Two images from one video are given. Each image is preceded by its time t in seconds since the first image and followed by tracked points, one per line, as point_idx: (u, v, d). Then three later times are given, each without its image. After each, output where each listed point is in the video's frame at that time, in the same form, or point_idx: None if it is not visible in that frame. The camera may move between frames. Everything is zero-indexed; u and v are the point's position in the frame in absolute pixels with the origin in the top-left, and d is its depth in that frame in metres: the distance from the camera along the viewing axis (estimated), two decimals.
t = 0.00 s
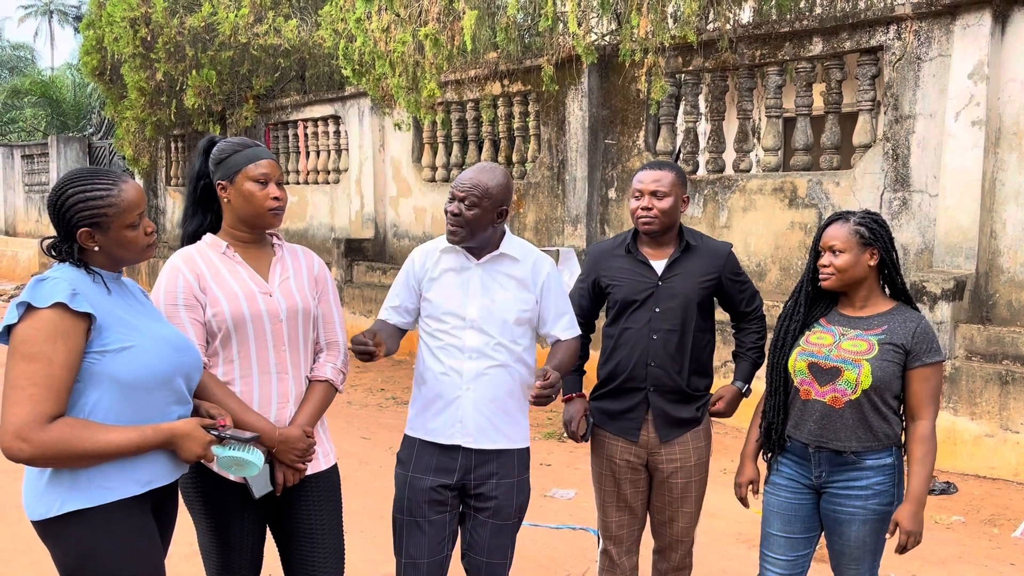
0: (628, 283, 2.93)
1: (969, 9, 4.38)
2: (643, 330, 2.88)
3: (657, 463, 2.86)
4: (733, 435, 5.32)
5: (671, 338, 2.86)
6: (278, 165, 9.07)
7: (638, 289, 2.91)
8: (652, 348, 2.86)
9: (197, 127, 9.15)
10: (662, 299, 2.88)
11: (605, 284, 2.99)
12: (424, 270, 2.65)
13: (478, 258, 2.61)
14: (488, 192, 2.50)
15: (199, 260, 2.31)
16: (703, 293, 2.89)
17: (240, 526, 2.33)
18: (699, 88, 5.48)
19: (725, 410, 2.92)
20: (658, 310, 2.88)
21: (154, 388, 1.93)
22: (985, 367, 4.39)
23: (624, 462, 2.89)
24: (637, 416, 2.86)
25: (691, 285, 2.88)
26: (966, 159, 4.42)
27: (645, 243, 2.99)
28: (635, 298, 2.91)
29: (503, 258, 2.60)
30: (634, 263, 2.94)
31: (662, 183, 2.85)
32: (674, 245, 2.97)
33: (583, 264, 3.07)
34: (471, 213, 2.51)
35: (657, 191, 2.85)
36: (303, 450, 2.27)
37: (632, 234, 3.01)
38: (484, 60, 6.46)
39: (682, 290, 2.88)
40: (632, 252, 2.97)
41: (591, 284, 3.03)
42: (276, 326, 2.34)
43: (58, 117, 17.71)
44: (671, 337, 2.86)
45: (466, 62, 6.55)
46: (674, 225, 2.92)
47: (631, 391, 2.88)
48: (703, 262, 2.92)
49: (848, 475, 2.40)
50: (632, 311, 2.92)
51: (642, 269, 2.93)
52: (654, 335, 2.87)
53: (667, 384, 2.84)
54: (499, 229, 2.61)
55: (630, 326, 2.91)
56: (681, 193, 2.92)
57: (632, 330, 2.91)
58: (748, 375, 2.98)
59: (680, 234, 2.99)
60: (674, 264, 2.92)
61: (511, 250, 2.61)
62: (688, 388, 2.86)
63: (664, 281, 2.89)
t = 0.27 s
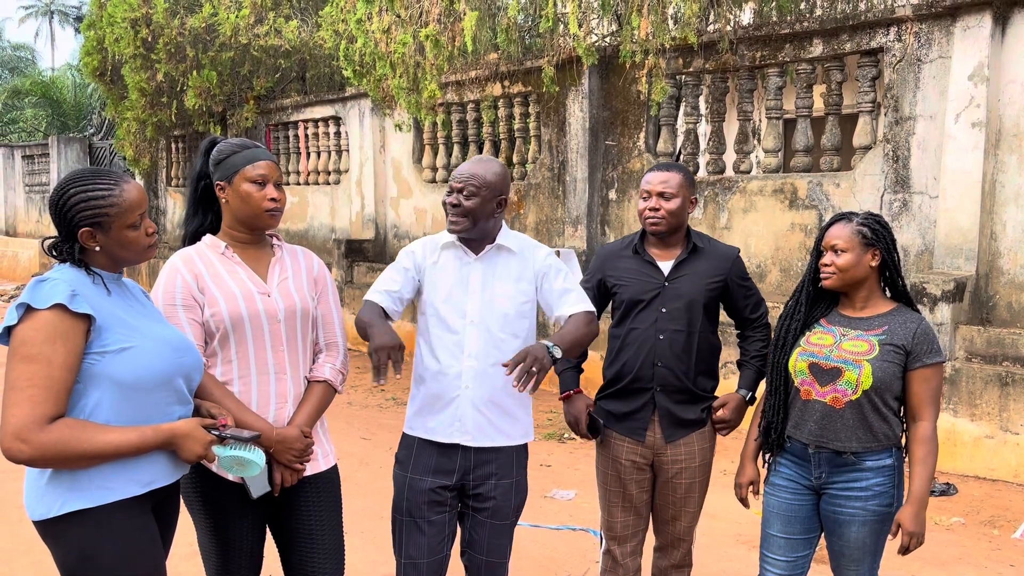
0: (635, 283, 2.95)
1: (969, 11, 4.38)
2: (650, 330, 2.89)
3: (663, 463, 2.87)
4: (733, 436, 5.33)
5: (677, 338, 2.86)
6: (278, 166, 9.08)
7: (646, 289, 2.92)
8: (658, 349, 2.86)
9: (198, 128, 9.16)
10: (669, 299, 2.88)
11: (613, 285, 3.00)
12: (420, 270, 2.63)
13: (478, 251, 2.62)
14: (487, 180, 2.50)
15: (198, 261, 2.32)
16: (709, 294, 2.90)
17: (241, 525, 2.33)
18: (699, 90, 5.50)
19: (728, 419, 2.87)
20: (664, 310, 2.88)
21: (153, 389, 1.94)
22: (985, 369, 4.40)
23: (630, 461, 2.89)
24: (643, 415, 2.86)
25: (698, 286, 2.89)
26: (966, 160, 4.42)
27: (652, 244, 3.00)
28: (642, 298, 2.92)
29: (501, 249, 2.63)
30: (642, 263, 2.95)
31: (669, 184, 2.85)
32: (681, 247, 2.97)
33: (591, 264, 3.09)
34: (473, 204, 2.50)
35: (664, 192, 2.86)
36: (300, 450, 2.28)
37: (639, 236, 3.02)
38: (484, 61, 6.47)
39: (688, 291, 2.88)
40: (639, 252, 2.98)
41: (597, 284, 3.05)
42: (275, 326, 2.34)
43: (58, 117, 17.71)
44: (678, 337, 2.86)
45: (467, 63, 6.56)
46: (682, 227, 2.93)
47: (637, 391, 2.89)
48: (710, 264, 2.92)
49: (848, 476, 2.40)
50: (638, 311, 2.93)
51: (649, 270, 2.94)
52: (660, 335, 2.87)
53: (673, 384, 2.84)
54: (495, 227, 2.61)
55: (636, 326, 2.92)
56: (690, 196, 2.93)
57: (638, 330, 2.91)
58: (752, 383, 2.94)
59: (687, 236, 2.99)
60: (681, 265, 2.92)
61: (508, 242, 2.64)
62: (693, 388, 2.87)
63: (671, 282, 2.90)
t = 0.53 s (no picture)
0: (646, 284, 2.93)
1: (968, 13, 4.39)
2: (660, 331, 2.88)
3: (671, 462, 2.88)
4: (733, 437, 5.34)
5: (687, 340, 2.85)
6: (278, 166, 9.08)
7: (656, 290, 2.91)
8: (669, 350, 2.86)
9: (198, 128, 9.16)
10: (680, 301, 2.87)
11: (624, 285, 2.99)
12: (410, 279, 2.62)
13: (466, 259, 2.58)
14: (451, 177, 2.46)
15: (196, 261, 2.32)
16: (719, 297, 2.87)
17: (243, 526, 2.33)
18: (699, 91, 5.50)
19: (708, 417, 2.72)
20: (675, 311, 2.87)
21: (150, 390, 1.94)
22: (985, 370, 4.40)
23: (637, 461, 2.91)
24: (654, 416, 2.87)
25: (708, 288, 2.87)
26: (966, 162, 4.43)
27: (664, 245, 2.98)
28: (652, 299, 2.91)
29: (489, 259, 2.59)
30: (654, 265, 2.94)
31: (679, 186, 2.86)
32: (693, 249, 2.96)
33: (603, 264, 3.08)
34: (445, 201, 2.45)
35: (675, 194, 2.86)
36: (299, 449, 2.27)
37: (651, 237, 3.01)
38: (484, 62, 6.48)
39: (698, 293, 2.87)
40: (652, 254, 2.96)
41: (611, 285, 3.02)
42: (272, 326, 2.34)
43: (59, 118, 17.72)
44: (688, 339, 2.86)
45: (467, 64, 6.56)
46: (693, 228, 2.92)
47: (647, 391, 2.89)
48: (720, 267, 2.88)
49: (849, 477, 2.40)
50: (648, 312, 2.92)
51: (660, 271, 2.93)
52: (670, 336, 2.86)
53: (683, 385, 2.86)
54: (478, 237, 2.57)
55: (646, 327, 2.91)
56: (701, 198, 2.94)
57: (648, 331, 2.91)
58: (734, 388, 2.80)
59: (697, 239, 2.97)
60: (691, 267, 2.91)
61: (496, 250, 2.59)
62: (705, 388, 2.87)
63: (681, 284, 2.89)
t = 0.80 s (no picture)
0: (654, 286, 2.93)
1: (968, 14, 4.39)
2: (666, 334, 2.89)
3: (677, 461, 2.89)
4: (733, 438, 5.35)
5: (692, 343, 2.86)
6: (278, 167, 9.08)
7: (662, 292, 2.91)
8: (674, 354, 2.87)
9: (197, 129, 9.16)
10: (686, 304, 2.88)
11: (634, 286, 2.99)
12: (404, 286, 2.62)
13: (460, 266, 2.58)
14: (437, 181, 2.45)
15: (196, 261, 2.32)
16: (725, 300, 2.87)
17: (243, 526, 2.33)
18: (699, 92, 5.51)
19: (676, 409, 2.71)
20: (681, 314, 2.88)
21: (150, 390, 1.94)
22: (984, 371, 4.40)
23: (642, 459, 2.91)
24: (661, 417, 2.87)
25: (714, 291, 2.86)
26: (966, 163, 4.43)
27: (674, 248, 2.98)
28: (659, 301, 2.91)
29: (492, 264, 2.60)
30: (663, 268, 2.93)
31: (691, 189, 2.87)
32: (701, 252, 2.95)
33: (614, 265, 3.08)
34: (431, 202, 2.43)
35: (686, 196, 2.87)
36: (298, 450, 2.27)
37: (662, 240, 3.01)
38: (484, 63, 6.48)
39: (703, 296, 2.87)
40: (662, 256, 2.96)
41: (623, 287, 3.02)
42: (272, 327, 2.34)
43: (58, 119, 17.72)
44: (693, 343, 2.86)
45: (467, 65, 6.56)
46: (702, 231, 2.92)
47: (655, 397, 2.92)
48: (726, 271, 2.87)
49: (850, 478, 2.40)
50: (654, 315, 2.93)
51: (668, 274, 2.93)
52: (676, 339, 2.87)
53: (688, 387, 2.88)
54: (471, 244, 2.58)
55: (652, 329, 2.92)
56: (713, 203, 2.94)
57: (655, 333, 2.92)
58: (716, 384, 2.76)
59: (707, 242, 2.96)
60: (697, 270, 2.90)
61: (491, 256, 2.60)
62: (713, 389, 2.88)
63: (687, 287, 2.89)
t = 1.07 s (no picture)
0: (656, 287, 2.94)
1: (967, 15, 4.40)
2: (667, 334, 2.89)
3: (677, 461, 2.88)
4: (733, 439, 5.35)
5: (692, 345, 2.86)
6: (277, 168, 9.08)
7: (664, 292, 2.91)
8: (675, 354, 2.87)
9: (197, 130, 9.16)
10: (686, 306, 2.87)
11: (636, 287, 2.99)
12: (407, 283, 2.62)
13: (463, 263, 2.58)
14: (446, 180, 2.46)
15: (195, 261, 2.32)
16: (726, 302, 2.85)
17: (243, 527, 2.33)
18: (698, 93, 5.52)
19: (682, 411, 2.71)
20: (681, 315, 2.88)
21: (143, 389, 1.93)
22: (983, 372, 4.40)
23: (644, 459, 2.91)
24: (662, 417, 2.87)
25: (715, 292, 2.85)
26: (965, 164, 4.44)
27: (676, 249, 2.98)
28: (661, 301, 2.92)
29: (490, 263, 2.60)
30: (664, 269, 2.93)
31: (698, 190, 2.85)
32: (704, 253, 2.94)
33: (618, 266, 3.09)
34: (440, 200, 2.44)
35: (692, 196, 2.86)
36: (296, 450, 2.27)
37: (665, 240, 3.01)
38: (484, 64, 6.49)
39: (704, 297, 2.86)
40: (664, 258, 2.96)
41: (625, 287, 3.04)
42: (270, 327, 2.34)
43: (57, 119, 17.72)
44: (694, 344, 2.86)
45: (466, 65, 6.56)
46: (706, 233, 2.91)
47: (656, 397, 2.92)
48: (728, 272, 2.86)
49: (849, 479, 2.40)
50: (655, 315, 2.93)
51: (670, 275, 2.93)
52: (676, 340, 2.87)
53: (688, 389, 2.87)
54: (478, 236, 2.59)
55: (653, 330, 2.93)
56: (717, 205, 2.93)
57: (656, 333, 2.92)
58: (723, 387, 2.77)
59: (711, 243, 2.95)
60: (699, 272, 2.89)
61: (494, 256, 2.60)
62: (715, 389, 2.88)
63: (688, 288, 2.88)
